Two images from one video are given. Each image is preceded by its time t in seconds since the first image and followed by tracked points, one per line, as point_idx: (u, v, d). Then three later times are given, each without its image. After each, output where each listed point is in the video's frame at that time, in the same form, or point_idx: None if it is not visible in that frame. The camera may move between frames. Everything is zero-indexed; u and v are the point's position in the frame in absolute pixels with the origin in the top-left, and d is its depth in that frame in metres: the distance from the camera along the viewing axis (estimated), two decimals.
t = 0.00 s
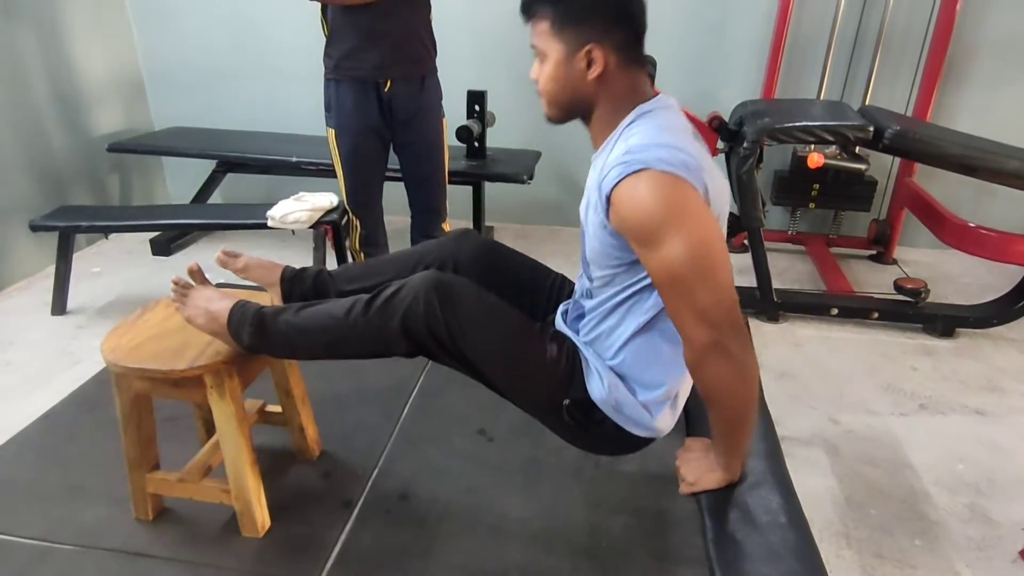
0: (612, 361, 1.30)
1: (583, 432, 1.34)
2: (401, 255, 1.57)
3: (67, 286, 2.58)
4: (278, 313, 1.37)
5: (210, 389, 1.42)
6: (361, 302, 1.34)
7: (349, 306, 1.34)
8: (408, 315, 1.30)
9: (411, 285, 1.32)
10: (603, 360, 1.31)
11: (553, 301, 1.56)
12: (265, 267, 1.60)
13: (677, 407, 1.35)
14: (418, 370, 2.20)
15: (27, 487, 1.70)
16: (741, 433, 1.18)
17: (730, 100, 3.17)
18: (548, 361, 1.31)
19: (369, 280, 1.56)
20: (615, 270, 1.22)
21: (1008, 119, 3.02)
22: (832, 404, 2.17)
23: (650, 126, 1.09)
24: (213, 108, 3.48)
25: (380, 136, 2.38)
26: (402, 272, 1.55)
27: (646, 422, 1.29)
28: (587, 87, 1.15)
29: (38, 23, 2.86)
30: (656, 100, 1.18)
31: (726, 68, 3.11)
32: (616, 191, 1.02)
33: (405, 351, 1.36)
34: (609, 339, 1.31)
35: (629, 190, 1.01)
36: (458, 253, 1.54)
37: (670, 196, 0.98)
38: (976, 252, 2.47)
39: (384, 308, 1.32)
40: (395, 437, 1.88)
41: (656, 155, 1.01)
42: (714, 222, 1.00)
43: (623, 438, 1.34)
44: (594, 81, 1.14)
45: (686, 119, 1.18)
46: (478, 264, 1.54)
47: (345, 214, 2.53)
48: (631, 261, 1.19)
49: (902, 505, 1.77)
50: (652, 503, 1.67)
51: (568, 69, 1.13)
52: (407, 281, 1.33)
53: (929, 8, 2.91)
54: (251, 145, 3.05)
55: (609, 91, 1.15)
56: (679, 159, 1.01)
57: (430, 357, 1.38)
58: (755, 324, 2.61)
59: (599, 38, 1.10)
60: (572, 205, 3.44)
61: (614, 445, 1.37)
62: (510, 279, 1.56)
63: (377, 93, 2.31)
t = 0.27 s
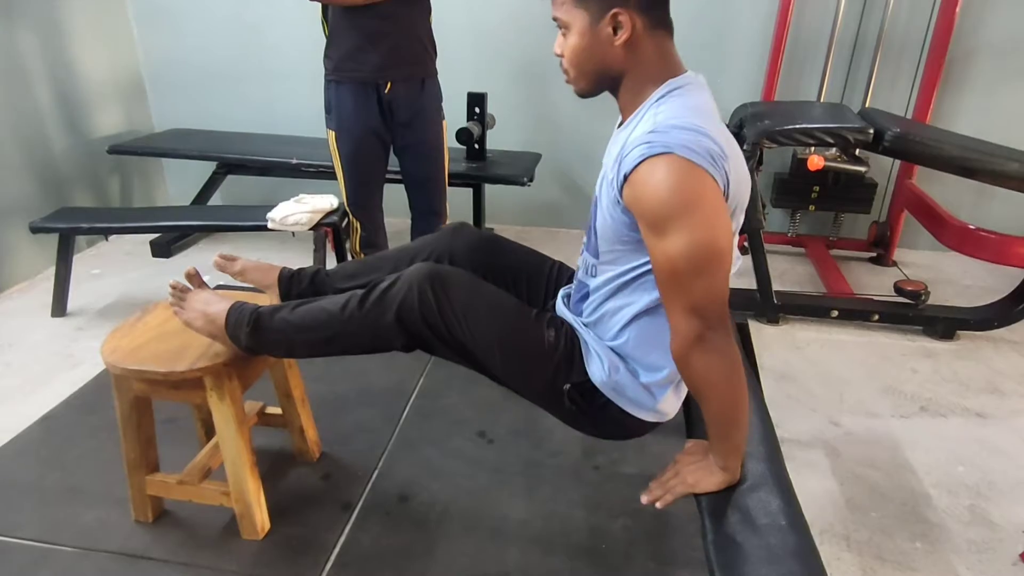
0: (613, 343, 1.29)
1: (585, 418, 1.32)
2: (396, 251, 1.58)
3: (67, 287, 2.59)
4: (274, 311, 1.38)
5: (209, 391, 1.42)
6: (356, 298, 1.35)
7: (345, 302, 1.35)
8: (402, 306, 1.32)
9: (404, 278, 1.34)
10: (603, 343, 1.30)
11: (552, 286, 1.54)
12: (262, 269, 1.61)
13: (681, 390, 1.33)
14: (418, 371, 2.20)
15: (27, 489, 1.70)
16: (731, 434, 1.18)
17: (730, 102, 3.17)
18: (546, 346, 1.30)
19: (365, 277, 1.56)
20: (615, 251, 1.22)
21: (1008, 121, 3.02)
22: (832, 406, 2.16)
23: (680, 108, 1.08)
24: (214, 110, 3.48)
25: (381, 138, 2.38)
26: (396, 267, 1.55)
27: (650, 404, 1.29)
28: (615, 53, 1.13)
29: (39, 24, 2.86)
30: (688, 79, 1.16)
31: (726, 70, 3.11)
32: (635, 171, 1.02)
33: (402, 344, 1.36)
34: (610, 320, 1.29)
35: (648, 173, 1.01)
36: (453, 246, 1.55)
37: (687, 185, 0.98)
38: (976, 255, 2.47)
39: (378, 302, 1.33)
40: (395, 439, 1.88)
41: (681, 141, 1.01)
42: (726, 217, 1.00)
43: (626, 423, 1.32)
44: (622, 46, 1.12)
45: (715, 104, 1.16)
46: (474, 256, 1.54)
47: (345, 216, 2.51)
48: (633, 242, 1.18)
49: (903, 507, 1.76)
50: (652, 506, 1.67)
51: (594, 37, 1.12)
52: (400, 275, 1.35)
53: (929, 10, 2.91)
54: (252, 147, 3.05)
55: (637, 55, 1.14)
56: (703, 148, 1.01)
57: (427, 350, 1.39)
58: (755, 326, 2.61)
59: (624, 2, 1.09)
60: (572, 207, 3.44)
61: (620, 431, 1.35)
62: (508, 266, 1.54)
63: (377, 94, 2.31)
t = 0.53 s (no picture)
0: (617, 339, 1.29)
1: (590, 414, 1.32)
2: (396, 250, 1.58)
3: (68, 289, 2.59)
4: (276, 313, 1.38)
5: (211, 393, 1.42)
6: (357, 299, 1.35)
7: (345, 303, 1.35)
8: (403, 307, 1.31)
9: (405, 278, 1.33)
10: (607, 339, 1.30)
11: (554, 284, 1.54)
12: (263, 271, 1.61)
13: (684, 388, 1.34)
14: (420, 373, 2.20)
15: (28, 490, 1.70)
16: (729, 434, 1.18)
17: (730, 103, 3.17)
18: (549, 343, 1.30)
19: (366, 277, 1.56)
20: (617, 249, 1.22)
21: (1009, 122, 3.02)
22: (833, 407, 2.16)
23: (691, 107, 1.08)
24: (215, 112, 3.49)
25: (382, 139, 2.39)
26: (396, 267, 1.55)
27: (653, 401, 1.28)
28: (625, 47, 1.13)
29: (41, 26, 2.87)
30: (700, 76, 1.16)
31: (727, 72, 3.11)
32: (644, 169, 1.02)
33: (404, 345, 1.36)
34: (614, 317, 1.30)
35: (658, 170, 1.01)
36: (453, 244, 1.55)
37: (696, 185, 0.98)
38: (977, 256, 2.47)
39: (379, 303, 1.33)
40: (397, 440, 1.88)
41: (692, 140, 1.01)
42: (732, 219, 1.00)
43: (629, 420, 1.32)
44: (631, 39, 1.13)
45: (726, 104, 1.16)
46: (474, 253, 1.54)
47: (346, 218, 2.50)
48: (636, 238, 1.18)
49: (904, 509, 1.76)
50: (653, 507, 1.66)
51: (604, 30, 1.12)
52: (401, 275, 1.34)
53: (929, 11, 2.91)
54: (253, 148, 3.06)
55: (646, 49, 1.14)
56: (713, 148, 1.01)
57: (428, 349, 1.39)
58: (757, 328, 2.61)
59: None
60: (573, 208, 3.44)
61: (624, 429, 1.35)
62: (509, 265, 1.55)
63: (378, 96, 2.31)
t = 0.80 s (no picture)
0: (619, 342, 1.29)
1: (594, 416, 1.32)
2: (398, 253, 1.58)
3: (71, 290, 2.59)
4: (278, 316, 1.38)
5: (214, 394, 1.43)
6: (361, 301, 1.35)
7: (348, 306, 1.35)
8: (407, 310, 1.32)
9: (409, 280, 1.34)
10: (609, 341, 1.30)
11: (557, 286, 1.54)
12: (266, 273, 1.61)
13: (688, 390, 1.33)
14: (422, 375, 2.20)
15: (31, 491, 1.70)
16: (731, 435, 1.18)
17: (732, 105, 3.17)
18: (553, 345, 1.31)
19: (369, 280, 1.56)
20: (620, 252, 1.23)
21: (1011, 123, 3.02)
22: (836, 408, 2.16)
23: (690, 108, 1.09)
24: (217, 114, 3.49)
25: (384, 141, 2.39)
26: (399, 270, 1.55)
27: (656, 403, 1.29)
28: (624, 51, 1.14)
29: (43, 29, 2.87)
30: (701, 79, 1.16)
31: (728, 73, 3.11)
32: (645, 171, 1.02)
33: (407, 347, 1.37)
34: (616, 321, 1.30)
35: (659, 173, 1.01)
36: (456, 246, 1.55)
37: (698, 187, 0.98)
38: (979, 257, 2.47)
39: (383, 306, 1.33)
40: (399, 442, 1.88)
41: (693, 141, 1.01)
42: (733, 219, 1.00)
43: (632, 422, 1.32)
44: (630, 43, 1.13)
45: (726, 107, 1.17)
46: (476, 257, 1.54)
47: (348, 219, 2.52)
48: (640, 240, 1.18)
49: (908, 510, 1.76)
50: (656, 509, 1.66)
51: (603, 34, 1.12)
52: (405, 277, 1.35)
53: (931, 12, 2.91)
54: (255, 150, 3.06)
55: (645, 51, 1.14)
56: (714, 149, 1.01)
57: (431, 353, 1.39)
58: (759, 329, 2.61)
59: None
60: (574, 210, 3.44)
61: (627, 430, 1.35)
62: (512, 268, 1.55)
63: (380, 98, 2.31)
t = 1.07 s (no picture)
0: (621, 357, 1.28)
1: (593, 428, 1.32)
2: (401, 256, 1.57)
3: (73, 291, 2.60)
4: (282, 317, 1.37)
5: (217, 395, 1.43)
6: (365, 305, 1.34)
7: (353, 310, 1.35)
8: (411, 314, 1.31)
9: (415, 285, 1.34)
10: (612, 355, 1.29)
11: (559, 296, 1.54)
12: (269, 274, 1.60)
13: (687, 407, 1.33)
14: (424, 375, 2.20)
15: (33, 492, 1.70)
16: (746, 442, 1.16)
17: (733, 105, 3.17)
18: (557, 356, 1.30)
19: (371, 283, 1.56)
20: (624, 261, 1.22)
21: (1012, 123, 3.02)
22: (837, 409, 2.16)
23: (681, 118, 1.09)
24: (218, 114, 3.49)
25: (385, 141, 2.39)
26: (402, 275, 1.55)
27: (655, 421, 1.28)
28: (616, 72, 1.14)
29: (45, 29, 2.88)
30: (693, 91, 1.17)
31: (729, 74, 3.11)
32: (644, 183, 1.03)
33: (409, 353, 1.36)
34: (619, 335, 1.30)
35: (659, 182, 1.01)
36: (459, 251, 1.54)
37: (699, 192, 0.98)
38: (981, 257, 2.47)
39: (388, 310, 1.33)
40: (400, 443, 1.88)
41: (688, 149, 1.01)
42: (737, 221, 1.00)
43: (632, 437, 1.32)
44: (622, 64, 1.13)
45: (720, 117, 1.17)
46: (480, 263, 1.54)
47: (350, 219, 2.51)
48: (645, 251, 1.18)
49: (910, 510, 1.76)
50: (658, 509, 1.66)
51: (594, 56, 1.13)
52: (411, 282, 1.35)
53: (932, 13, 2.91)
54: (256, 151, 3.06)
55: (637, 73, 1.15)
56: (711, 155, 1.02)
57: (434, 358, 1.38)
58: (760, 330, 2.61)
59: (622, 21, 1.10)
60: (575, 210, 3.44)
61: (623, 443, 1.34)
62: (514, 276, 1.54)
63: (381, 99, 2.31)
